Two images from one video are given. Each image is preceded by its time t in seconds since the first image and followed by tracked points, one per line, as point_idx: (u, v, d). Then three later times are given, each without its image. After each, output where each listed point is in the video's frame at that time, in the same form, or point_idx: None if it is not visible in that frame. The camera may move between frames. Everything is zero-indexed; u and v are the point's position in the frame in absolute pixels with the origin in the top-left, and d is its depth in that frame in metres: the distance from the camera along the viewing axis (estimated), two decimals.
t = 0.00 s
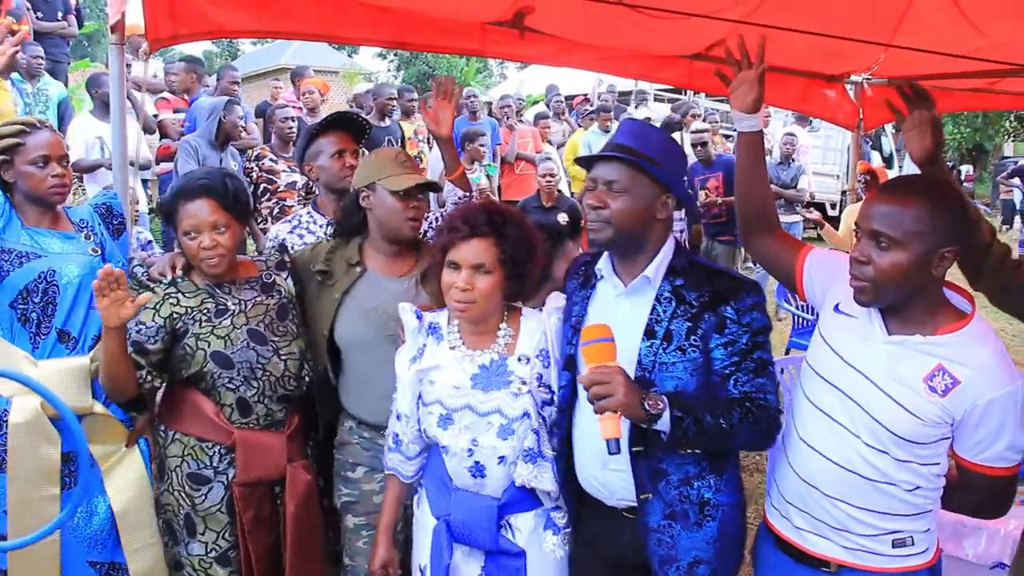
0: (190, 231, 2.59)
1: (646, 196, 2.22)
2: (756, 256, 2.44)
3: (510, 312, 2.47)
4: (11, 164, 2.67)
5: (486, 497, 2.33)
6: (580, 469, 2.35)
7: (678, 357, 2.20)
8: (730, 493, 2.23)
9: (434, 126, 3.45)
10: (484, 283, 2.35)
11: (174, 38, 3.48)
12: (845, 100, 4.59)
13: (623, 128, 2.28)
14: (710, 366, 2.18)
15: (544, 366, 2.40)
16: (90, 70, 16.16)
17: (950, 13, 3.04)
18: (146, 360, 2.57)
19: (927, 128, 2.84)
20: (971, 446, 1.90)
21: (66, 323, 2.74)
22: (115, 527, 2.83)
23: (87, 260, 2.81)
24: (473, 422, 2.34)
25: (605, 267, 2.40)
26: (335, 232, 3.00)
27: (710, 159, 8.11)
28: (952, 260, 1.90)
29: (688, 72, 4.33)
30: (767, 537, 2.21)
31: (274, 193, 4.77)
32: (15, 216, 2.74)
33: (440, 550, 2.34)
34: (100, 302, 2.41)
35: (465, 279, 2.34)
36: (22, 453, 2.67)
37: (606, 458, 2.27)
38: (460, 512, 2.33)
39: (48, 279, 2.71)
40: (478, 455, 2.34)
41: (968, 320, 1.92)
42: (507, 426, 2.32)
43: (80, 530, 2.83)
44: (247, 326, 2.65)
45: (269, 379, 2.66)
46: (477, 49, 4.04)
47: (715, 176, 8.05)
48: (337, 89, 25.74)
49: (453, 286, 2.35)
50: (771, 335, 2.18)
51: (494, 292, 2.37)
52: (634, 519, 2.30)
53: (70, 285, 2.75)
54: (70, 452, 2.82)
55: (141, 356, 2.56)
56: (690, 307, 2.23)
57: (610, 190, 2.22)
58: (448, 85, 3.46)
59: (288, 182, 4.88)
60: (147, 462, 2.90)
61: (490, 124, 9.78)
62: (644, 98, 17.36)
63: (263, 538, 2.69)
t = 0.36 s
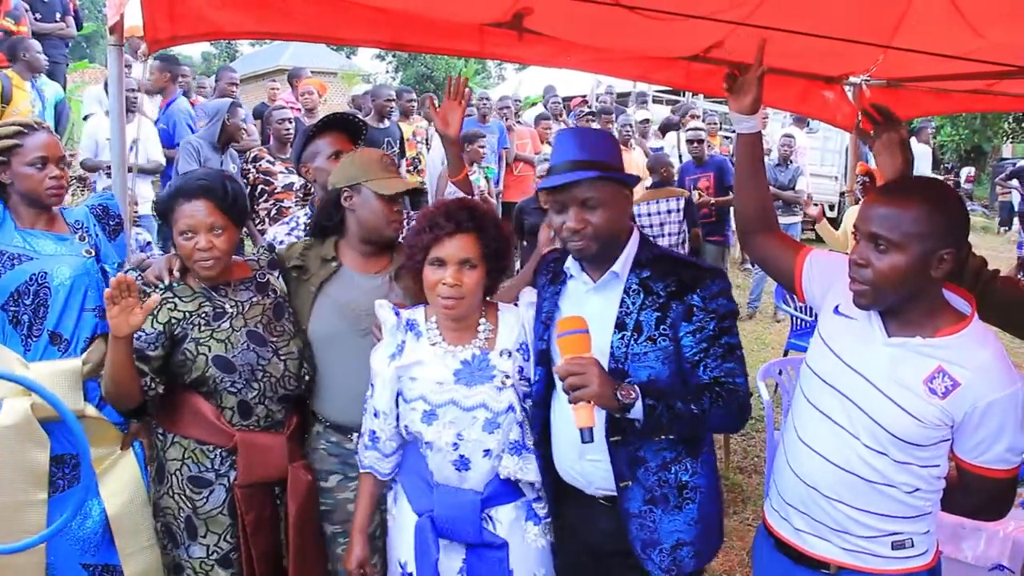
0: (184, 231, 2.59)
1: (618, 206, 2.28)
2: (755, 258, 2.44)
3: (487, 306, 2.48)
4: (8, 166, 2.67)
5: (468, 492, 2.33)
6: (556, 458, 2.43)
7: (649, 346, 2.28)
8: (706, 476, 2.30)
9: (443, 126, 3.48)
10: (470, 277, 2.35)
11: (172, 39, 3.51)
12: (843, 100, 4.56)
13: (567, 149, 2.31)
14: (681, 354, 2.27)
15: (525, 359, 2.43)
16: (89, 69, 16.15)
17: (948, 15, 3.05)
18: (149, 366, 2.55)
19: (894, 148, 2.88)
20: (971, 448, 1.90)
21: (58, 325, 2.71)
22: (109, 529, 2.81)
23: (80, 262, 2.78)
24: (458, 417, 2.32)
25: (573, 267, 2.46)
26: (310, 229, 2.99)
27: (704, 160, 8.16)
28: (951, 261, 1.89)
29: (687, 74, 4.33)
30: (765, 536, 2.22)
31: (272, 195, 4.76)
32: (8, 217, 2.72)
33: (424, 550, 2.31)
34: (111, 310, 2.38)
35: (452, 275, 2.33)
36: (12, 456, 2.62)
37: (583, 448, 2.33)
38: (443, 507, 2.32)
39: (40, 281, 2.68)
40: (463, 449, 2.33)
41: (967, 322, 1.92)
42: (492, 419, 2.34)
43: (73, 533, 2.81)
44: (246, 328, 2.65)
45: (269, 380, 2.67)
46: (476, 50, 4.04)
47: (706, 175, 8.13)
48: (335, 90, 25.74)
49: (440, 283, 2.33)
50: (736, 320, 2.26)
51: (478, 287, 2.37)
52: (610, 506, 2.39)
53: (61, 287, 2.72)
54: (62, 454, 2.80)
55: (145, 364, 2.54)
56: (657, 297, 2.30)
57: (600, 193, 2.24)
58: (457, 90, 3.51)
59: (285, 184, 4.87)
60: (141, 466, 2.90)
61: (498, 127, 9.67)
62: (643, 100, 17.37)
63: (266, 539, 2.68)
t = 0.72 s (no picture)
0: (192, 231, 2.57)
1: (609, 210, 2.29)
2: (756, 259, 2.43)
3: (474, 311, 2.49)
4: (11, 165, 2.65)
5: (455, 491, 2.33)
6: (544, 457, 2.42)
7: (637, 349, 2.27)
8: (693, 473, 2.29)
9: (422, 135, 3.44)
10: (457, 282, 2.34)
11: (172, 39, 3.51)
12: (843, 101, 4.55)
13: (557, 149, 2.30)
14: (669, 357, 2.26)
15: (513, 363, 2.43)
16: (88, 70, 16.17)
17: (948, 16, 3.05)
18: (164, 369, 2.55)
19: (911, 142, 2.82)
20: (974, 448, 1.89)
21: (47, 326, 2.69)
22: (104, 533, 2.79)
23: (71, 262, 2.75)
24: (448, 420, 2.32)
25: (559, 269, 2.43)
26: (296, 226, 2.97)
27: (703, 160, 8.17)
28: (951, 261, 1.89)
29: (687, 74, 4.32)
30: (767, 537, 2.22)
31: (269, 194, 4.77)
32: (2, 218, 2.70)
33: (410, 550, 2.30)
34: (141, 314, 2.34)
35: (440, 283, 2.32)
36: None
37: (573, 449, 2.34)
38: (430, 506, 2.31)
39: (28, 283, 2.65)
40: (452, 452, 2.32)
41: (969, 323, 1.92)
42: (482, 423, 2.33)
43: (64, 538, 2.75)
44: (250, 329, 2.65)
45: (276, 377, 2.68)
46: (475, 51, 4.04)
47: (705, 176, 8.15)
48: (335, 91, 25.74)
49: (428, 291, 2.32)
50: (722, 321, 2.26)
51: (466, 291, 2.36)
52: (597, 507, 2.38)
53: (49, 288, 2.69)
54: (55, 458, 2.76)
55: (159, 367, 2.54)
56: (644, 300, 2.30)
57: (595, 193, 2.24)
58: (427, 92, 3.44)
59: (283, 184, 4.90)
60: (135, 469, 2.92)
61: (503, 128, 9.66)
62: (643, 100, 17.38)
63: (276, 536, 2.69)
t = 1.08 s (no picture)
0: (205, 227, 2.57)
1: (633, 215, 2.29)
2: (756, 259, 2.43)
3: (470, 304, 2.50)
4: (11, 163, 2.64)
5: (457, 489, 2.33)
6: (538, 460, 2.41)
7: (641, 339, 2.27)
8: (688, 471, 2.31)
9: (415, 140, 3.43)
10: (454, 275, 2.34)
11: (172, 39, 3.51)
12: (843, 101, 4.60)
13: (582, 141, 2.33)
14: (671, 349, 2.27)
15: (510, 358, 2.44)
16: (89, 70, 16.19)
17: (950, 16, 3.05)
18: (181, 365, 2.58)
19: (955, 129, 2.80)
20: (975, 449, 1.89)
21: (43, 329, 2.67)
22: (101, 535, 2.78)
23: (68, 264, 2.74)
24: (445, 417, 2.32)
25: (559, 262, 2.44)
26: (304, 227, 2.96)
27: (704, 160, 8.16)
28: (953, 261, 1.89)
29: (686, 74, 4.31)
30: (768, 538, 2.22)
31: (271, 194, 4.77)
32: None
33: (416, 550, 2.29)
34: (158, 320, 2.35)
35: (435, 277, 2.31)
36: None
37: (572, 444, 2.31)
38: (432, 506, 2.31)
39: (22, 284, 2.64)
40: (450, 449, 2.33)
41: (971, 323, 1.92)
42: (480, 419, 2.34)
43: (59, 538, 2.73)
44: (252, 328, 2.64)
45: (274, 377, 2.67)
46: (476, 50, 4.04)
47: (705, 175, 8.15)
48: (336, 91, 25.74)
49: (424, 285, 2.31)
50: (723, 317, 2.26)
51: (461, 286, 2.36)
52: (591, 505, 2.37)
53: (44, 290, 2.68)
54: (52, 458, 2.74)
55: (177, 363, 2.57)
56: (648, 293, 2.29)
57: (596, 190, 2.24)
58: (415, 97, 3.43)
59: (286, 184, 4.91)
60: (132, 470, 2.91)
61: (502, 128, 9.71)
62: (643, 100, 17.37)
63: (268, 532, 2.67)
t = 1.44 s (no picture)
0: (216, 224, 2.57)
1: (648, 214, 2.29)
2: (758, 258, 2.43)
3: (465, 312, 2.48)
4: (11, 164, 2.63)
5: (450, 496, 2.32)
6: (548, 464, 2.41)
7: (658, 341, 2.27)
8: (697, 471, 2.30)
9: (417, 138, 3.42)
10: (448, 288, 2.33)
11: (172, 39, 3.52)
12: (845, 100, 4.59)
13: (598, 142, 2.30)
14: (685, 350, 2.27)
15: (505, 367, 2.41)
16: (90, 70, 16.19)
17: (950, 14, 3.05)
18: (186, 356, 2.60)
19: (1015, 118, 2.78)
20: (976, 447, 1.89)
21: (47, 328, 2.68)
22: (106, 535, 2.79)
23: (72, 264, 2.73)
24: (439, 427, 2.31)
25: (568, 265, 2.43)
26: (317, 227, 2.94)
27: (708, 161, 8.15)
28: (954, 259, 1.89)
29: (688, 72, 4.31)
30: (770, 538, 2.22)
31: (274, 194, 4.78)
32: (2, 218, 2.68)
33: (405, 551, 2.30)
34: (164, 308, 2.37)
35: (429, 290, 2.31)
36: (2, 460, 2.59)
37: (587, 449, 2.31)
38: (424, 510, 2.31)
39: (28, 284, 2.64)
40: (444, 459, 2.31)
41: (972, 320, 1.91)
42: (474, 429, 2.32)
43: (64, 539, 2.75)
44: (254, 323, 2.64)
45: (274, 373, 2.65)
46: (477, 50, 4.04)
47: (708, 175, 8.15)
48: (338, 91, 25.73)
49: (419, 298, 2.31)
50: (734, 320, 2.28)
51: (456, 297, 2.35)
52: (602, 508, 2.36)
53: (50, 289, 2.68)
54: (54, 458, 2.76)
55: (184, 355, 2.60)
56: (663, 294, 2.29)
57: (606, 194, 2.24)
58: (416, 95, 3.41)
59: (290, 184, 4.92)
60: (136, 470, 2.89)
61: (500, 128, 9.71)
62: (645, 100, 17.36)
63: (268, 528, 2.69)
